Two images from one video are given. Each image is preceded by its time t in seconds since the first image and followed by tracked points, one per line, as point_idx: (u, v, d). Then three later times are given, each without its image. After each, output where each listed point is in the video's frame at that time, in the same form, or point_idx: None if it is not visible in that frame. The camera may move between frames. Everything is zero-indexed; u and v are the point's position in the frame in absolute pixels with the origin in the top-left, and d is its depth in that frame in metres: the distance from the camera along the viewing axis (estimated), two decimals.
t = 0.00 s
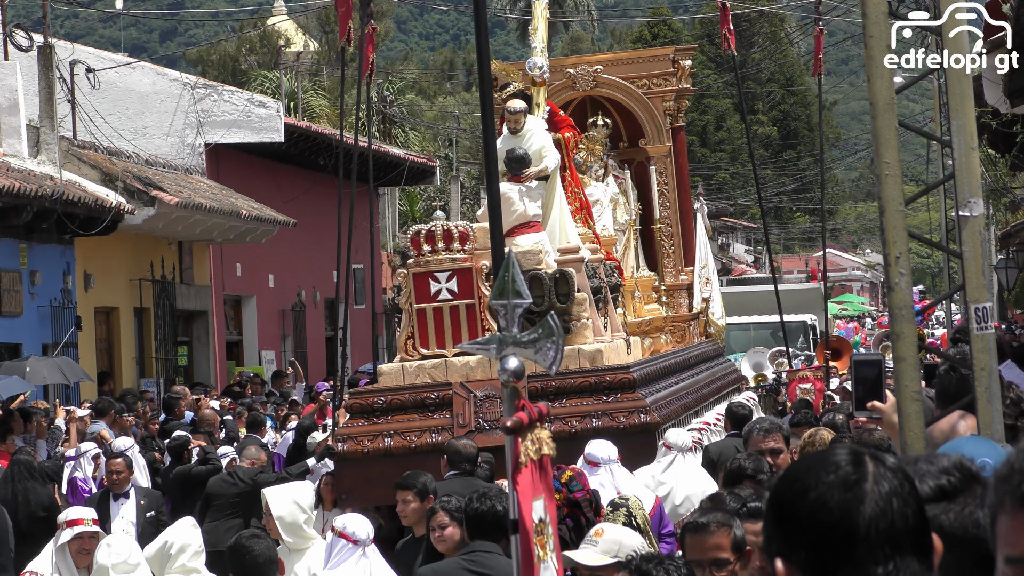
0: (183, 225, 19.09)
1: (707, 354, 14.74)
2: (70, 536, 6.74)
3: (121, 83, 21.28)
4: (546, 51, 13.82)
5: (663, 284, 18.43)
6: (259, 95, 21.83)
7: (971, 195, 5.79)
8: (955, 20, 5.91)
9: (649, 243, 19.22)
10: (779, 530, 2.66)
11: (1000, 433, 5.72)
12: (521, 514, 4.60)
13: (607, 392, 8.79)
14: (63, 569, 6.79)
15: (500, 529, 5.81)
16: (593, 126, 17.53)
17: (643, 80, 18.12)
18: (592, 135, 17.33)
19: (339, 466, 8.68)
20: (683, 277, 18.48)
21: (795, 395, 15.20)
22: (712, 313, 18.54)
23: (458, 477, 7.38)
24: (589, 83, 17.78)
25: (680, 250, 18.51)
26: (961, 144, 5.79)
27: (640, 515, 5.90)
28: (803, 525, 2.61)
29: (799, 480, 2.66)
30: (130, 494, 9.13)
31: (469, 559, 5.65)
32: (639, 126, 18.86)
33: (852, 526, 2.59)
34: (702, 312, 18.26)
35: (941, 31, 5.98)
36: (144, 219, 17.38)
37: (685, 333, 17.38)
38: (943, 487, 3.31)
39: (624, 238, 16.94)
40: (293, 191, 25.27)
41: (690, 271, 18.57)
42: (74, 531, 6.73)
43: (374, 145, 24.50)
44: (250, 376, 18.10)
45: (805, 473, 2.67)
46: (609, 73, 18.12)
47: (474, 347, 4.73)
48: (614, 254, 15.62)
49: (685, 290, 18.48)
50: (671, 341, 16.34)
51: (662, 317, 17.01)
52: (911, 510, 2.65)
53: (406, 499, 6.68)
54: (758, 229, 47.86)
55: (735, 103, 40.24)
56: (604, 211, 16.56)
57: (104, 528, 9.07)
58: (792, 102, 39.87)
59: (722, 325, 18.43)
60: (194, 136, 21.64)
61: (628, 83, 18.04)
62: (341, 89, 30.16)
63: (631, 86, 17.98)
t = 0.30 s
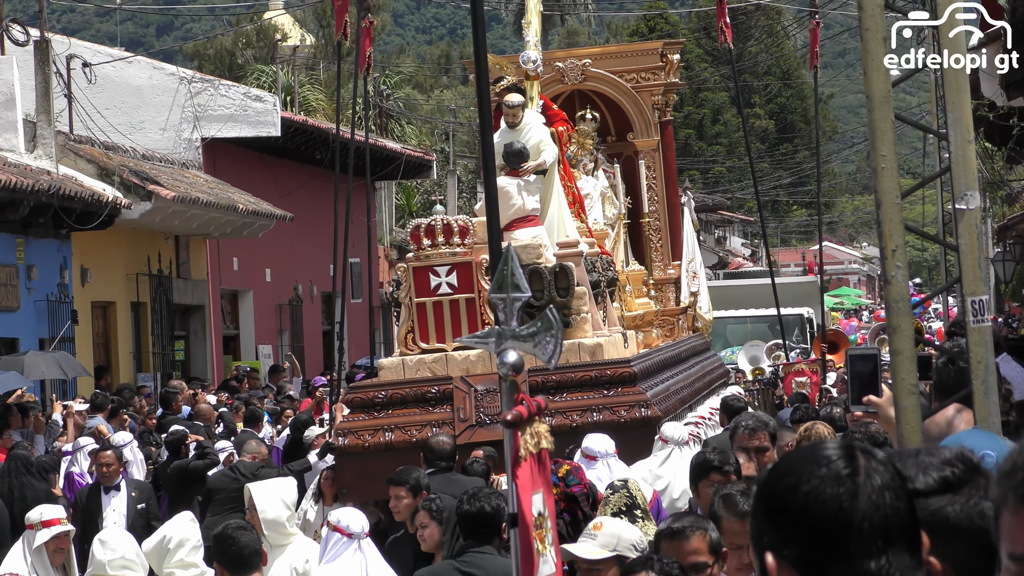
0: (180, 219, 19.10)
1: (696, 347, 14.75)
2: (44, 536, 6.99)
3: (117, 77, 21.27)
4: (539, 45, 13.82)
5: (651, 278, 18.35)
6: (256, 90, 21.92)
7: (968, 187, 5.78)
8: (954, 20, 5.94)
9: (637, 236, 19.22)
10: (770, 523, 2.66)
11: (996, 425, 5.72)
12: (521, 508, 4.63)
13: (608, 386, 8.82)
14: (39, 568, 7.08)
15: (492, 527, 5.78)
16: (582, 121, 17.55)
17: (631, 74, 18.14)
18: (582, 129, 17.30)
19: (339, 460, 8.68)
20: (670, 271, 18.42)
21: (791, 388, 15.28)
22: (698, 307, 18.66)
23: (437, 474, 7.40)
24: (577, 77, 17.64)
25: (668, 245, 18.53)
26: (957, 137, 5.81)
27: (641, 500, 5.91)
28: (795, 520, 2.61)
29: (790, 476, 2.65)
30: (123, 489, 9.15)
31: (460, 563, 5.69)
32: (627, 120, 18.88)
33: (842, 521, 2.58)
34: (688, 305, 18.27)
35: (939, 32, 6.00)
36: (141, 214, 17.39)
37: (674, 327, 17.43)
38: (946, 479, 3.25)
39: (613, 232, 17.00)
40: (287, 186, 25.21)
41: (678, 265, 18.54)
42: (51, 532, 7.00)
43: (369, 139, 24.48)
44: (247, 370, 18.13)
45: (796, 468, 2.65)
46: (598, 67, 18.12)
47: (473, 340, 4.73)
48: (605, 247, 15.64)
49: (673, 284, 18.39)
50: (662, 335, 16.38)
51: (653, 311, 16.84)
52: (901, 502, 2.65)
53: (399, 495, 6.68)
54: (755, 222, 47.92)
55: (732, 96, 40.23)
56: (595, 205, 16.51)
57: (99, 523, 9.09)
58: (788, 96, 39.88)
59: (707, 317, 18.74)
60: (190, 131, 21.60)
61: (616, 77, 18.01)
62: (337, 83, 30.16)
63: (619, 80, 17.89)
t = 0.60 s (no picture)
0: (180, 214, 19.10)
1: (687, 345, 14.72)
2: (36, 532, 7.45)
3: (117, 72, 21.31)
4: (534, 40, 13.83)
5: (643, 273, 18.28)
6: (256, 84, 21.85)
7: (968, 182, 5.79)
8: (953, 19, 5.92)
9: (628, 231, 19.24)
10: (758, 523, 2.60)
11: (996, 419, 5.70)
12: (520, 503, 4.65)
13: (609, 381, 8.84)
14: (32, 565, 7.52)
15: (482, 512, 5.78)
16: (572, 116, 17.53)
17: (622, 70, 18.08)
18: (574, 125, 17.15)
19: (341, 454, 8.75)
20: (660, 266, 18.47)
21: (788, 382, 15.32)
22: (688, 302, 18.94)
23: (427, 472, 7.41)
24: (569, 73, 17.68)
25: (658, 240, 18.55)
26: (957, 132, 5.81)
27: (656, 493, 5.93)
28: (784, 520, 2.55)
29: (780, 475, 2.59)
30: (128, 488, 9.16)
31: (452, 550, 5.70)
32: (617, 115, 18.90)
33: (831, 522, 2.52)
34: (679, 301, 18.27)
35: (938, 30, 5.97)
36: (140, 208, 17.39)
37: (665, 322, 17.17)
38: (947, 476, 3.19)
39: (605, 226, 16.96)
40: (286, 181, 25.19)
41: (667, 261, 18.60)
42: (43, 526, 7.47)
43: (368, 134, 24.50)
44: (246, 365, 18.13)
45: (785, 466, 2.59)
46: (588, 62, 18.13)
47: (472, 334, 4.72)
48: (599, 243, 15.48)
49: (664, 279, 18.38)
50: (655, 331, 16.38)
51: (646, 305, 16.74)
52: (891, 502, 2.59)
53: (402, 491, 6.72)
54: (755, 217, 47.96)
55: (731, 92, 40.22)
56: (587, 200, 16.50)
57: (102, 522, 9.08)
58: (788, 91, 39.91)
59: (697, 313, 19.02)
60: (190, 126, 21.58)
61: (607, 72, 18.01)
62: (337, 78, 30.16)
63: (610, 76, 17.97)
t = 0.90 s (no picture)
0: (179, 210, 19.11)
1: (685, 340, 14.75)
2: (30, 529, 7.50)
3: (115, 68, 21.30)
4: (529, 35, 13.83)
5: (637, 269, 18.49)
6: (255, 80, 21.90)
7: (967, 177, 5.80)
8: (953, 18, 5.91)
9: (620, 226, 19.24)
10: (758, 519, 2.61)
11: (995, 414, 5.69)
12: (519, 499, 4.65)
13: (607, 376, 8.84)
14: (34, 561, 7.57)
15: (494, 509, 5.79)
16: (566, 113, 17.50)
17: (615, 66, 18.13)
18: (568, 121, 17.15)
19: (340, 451, 8.75)
20: (655, 262, 18.54)
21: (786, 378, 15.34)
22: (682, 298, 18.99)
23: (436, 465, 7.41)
24: (563, 68, 17.67)
25: (652, 236, 18.55)
26: (956, 127, 5.81)
27: (682, 478, 5.91)
28: (782, 516, 2.56)
29: (781, 470, 2.59)
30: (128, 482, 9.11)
31: (463, 543, 5.70)
32: (611, 111, 18.85)
33: (829, 517, 2.52)
34: (674, 297, 18.28)
35: (937, 28, 5.96)
36: (139, 204, 17.38)
37: (659, 319, 17.52)
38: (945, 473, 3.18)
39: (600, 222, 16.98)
40: (285, 177, 25.20)
41: (661, 257, 18.63)
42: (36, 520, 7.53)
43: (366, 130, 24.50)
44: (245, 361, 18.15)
45: (785, 461, 2.60)
46: (582, 58, 18.04)
47: (470, 330, 4.73)
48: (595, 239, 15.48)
49: (658, 275, 18.57)
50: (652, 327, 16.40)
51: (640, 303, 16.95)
52: (893, 498, 2.59)
53: (409, 483, 6.79)
54: (754, 213, 47.98)
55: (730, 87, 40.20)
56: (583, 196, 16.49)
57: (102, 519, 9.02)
58: (787, 86, 39.90)
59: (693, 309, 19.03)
60: (189, 121, 21.57)
61: (601, 68, 18.02)
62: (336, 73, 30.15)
63: (603, 72, 17.94)
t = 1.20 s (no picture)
0: (179, 207, 19.11)
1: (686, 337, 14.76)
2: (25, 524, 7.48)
3: (116, 65, 21.30)
4: (531, 32, 13.82)
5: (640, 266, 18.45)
6: (255, 77, 21.92)
7: (967, 174, 5.79)
8: (953, 18, 5.92)
9: (623, 223, 19.25)
10: (763, 511, 2.62)
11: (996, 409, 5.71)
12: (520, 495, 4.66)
13: (611, 373, 8.84)
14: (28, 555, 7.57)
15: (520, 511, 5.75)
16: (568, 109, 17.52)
17: (618, 62, 18.10)
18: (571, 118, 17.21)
19: (345, 450, 8.76)
20: (658, 258, 18.51)
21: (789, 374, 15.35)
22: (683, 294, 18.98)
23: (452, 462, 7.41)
24: (565, 65, 17.69)
25: (654, 232, 18.56)
26: (956, 123, 5.79)
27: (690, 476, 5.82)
28: (785, 507, 2.57)
29: (784, 463, 2.60)
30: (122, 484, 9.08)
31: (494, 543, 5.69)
32: (614, 108, 18.85)
33: (832, 508, 2.53)
34: (676, 295, 18.28)
35: (938, 27, 5.97)
36: (140, 201, 17.37)
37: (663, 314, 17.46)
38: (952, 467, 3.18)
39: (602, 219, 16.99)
40: (286, 174, 25.21)
41: (665, 252, 18.61)
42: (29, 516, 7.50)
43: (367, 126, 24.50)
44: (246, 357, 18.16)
45: (792, 452, 2.61)
46: (585, 55, 18.05)
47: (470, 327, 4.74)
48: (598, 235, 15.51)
49: (660, 272, 18.48)
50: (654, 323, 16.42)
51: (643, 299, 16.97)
52: (897, 489, 2.59)
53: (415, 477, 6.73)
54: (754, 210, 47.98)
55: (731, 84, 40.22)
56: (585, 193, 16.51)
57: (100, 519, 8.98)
58: (788, 83, 39.90)
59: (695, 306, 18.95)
60: (190, 118, 21.57)
61: (603, 65, 18.02)
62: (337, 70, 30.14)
63: (606, 68, 17.96)
